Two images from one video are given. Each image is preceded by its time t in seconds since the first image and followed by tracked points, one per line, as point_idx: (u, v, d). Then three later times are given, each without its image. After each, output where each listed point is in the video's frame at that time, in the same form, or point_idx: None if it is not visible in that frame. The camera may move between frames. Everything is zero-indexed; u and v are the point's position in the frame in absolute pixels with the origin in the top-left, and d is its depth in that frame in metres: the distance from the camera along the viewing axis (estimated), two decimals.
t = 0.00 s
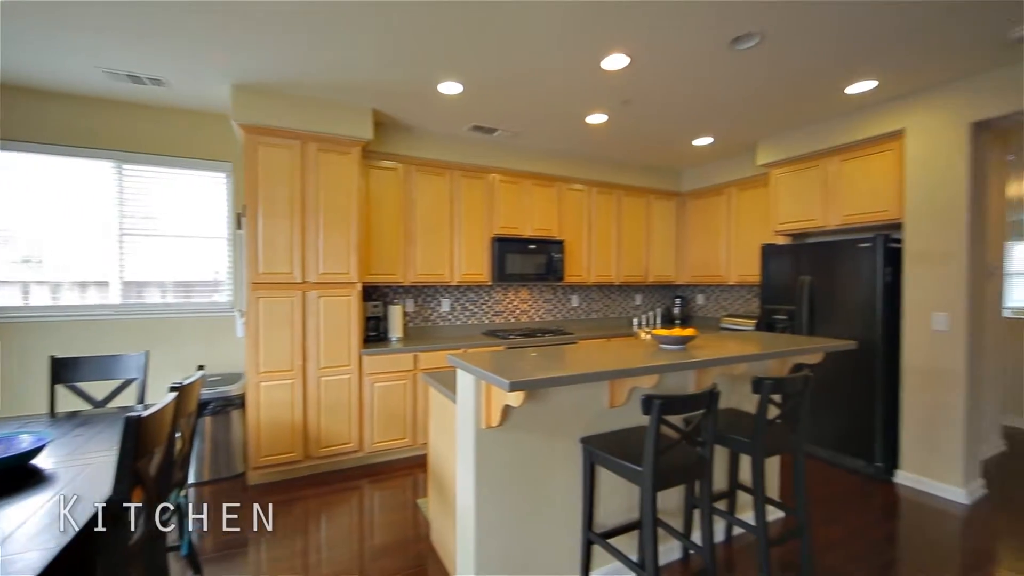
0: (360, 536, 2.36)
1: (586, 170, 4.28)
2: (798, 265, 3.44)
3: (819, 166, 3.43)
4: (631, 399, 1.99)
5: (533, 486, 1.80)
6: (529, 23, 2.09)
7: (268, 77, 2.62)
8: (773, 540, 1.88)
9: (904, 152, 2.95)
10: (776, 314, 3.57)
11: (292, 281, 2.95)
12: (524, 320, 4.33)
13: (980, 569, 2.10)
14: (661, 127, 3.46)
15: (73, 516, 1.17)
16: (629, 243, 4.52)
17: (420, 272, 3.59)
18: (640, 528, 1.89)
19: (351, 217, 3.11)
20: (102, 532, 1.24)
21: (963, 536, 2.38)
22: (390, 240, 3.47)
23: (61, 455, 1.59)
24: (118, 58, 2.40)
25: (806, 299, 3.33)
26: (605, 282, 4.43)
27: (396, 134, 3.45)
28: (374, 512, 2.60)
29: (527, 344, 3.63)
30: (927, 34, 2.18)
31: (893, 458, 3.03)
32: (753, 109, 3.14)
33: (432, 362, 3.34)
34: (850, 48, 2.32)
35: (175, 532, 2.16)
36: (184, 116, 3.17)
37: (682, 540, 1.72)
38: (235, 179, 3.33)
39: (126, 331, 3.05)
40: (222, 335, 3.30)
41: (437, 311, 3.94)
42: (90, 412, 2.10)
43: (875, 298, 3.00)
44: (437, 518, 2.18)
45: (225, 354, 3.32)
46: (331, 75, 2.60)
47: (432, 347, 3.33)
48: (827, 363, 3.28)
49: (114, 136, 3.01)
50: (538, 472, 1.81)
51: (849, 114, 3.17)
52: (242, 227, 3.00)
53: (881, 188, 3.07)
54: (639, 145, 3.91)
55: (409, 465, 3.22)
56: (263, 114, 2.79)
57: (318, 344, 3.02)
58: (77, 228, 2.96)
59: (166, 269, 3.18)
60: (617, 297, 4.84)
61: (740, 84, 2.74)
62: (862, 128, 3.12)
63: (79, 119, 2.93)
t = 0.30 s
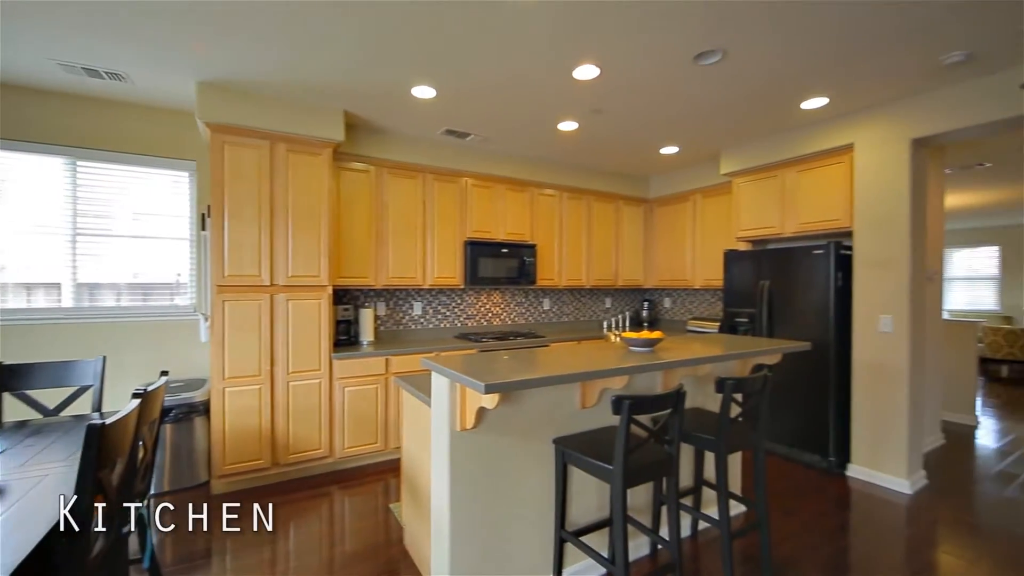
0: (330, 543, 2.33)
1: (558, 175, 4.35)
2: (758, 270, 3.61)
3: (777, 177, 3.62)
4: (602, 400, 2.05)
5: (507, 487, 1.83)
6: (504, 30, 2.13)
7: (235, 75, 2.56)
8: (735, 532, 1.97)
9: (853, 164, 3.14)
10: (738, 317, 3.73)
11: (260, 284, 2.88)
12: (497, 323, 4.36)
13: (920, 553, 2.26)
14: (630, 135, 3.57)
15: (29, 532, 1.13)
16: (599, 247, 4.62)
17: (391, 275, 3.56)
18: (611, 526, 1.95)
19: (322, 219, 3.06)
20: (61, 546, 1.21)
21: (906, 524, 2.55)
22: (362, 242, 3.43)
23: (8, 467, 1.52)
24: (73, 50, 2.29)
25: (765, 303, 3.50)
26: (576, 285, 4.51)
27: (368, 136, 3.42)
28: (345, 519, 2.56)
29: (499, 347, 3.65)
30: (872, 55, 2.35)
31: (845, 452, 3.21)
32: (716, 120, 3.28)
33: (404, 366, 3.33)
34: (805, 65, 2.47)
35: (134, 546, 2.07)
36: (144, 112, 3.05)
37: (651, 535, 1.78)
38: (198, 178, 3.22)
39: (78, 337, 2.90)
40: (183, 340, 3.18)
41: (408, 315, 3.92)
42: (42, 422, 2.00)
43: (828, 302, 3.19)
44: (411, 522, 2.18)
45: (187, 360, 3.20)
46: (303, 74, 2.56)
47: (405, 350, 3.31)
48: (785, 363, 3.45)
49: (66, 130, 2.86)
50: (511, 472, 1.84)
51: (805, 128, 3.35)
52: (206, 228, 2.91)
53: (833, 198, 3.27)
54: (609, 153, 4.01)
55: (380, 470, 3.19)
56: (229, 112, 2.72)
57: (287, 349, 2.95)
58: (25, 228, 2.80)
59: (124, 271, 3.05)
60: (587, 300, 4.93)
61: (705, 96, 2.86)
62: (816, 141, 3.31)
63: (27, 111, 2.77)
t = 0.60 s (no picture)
0: (314, 544, 2.33)
1: (542, 177, 4.40)
2: (736, 271, 3.72)
3: (753, 181, 3.73)
4: (585, 399, 2.11)
5: (493, 485, 1.87)
6: (490, 35, 2.17)
7: (219, 74, 2.54)
8: (713, 525, 2.04)
9: (825, 170, 3.27)
10: (716, 317, 3.84)
11: (243, 285, 2.85)
12: (481, 324, 4.39)
13: (887, 542, 2.38)
14: (613, 139, 3.64)
15: (15, 539, 1.13)
16: (582, 248, 4.69)
17: (376, 276, 3.56)
18: (595, 521, 2.00)
19: (306, 220, 3.05)
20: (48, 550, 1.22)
21: (876, 515, 2.67)
22: (346, 243, 3.42)
23: None
24: (49, 46, 2.24)
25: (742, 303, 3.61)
26: (560, 286, 4.57)
27: (352, 137, 3.41)
28: (329, 520, 2.56)
29: (484, 347, 3.68)
30: (842, 66, 2.46)
31: (818, 447, 3.34)
32: (696, 125, 3.37)
33: (390, 367, 3.34)
34: (780, 74, 2.56)
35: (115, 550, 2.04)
36: (121, 110, 2.99)
37: (634, 530, 1.83)
38: (178, 177, 3.17)
39: (51, 338, 2.82)
40: (163, 341, 3.13)
41: (393, 316, 3.92)
42: (19, 426, 1.96)
43: (801, 302, 3.31)
44: (397, 521, 2.20)
45: (166, 362, 3.14)
46: (288, 75, 2.56)
47: (390, 351, 3.32)
48: (761, 361, 3.57)
49: (40, 128, 2.78)
50: (498, 470, 1.88)
51: (780, 134, 3.47)
52: (187, 228, 2.87)
53: (806, 202, 3.39)
54: (591, 156, 4.08)
55: (365, 471, 3.18)
56: (212, 112, 2.69)
57: (270, 350, 2.93)
58: None
59: (100, 272, 2.98)
60: (570, 301, 5.00)
61: (685, 102, 2.95)
62: (790, 147, 3.44)
63: None
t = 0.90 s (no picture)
0: (309, 544, 2.34)
1: (536, 177, 4.43)
2: (726, 271, 3.78)
3: (743, 182, 3.80)
4: (580, 397, 2.14)
5: (490, 482, 1.90)
6: (488, 36, 2.20)
7: (214, 74, 2.53)
8: (705, 520, 2.09)
9: (814, 172, 3.34)
10: (707, 316, 3.91)
11: (238, 285, 2.85)
12: (475, 323, 4.41)
13: (871, 535, 2.45)
14: (606, 140, 3.68)
15: (18, 540, 1.14)
16: (575, 247, 4.73)
17: (370, 275, 3.57)
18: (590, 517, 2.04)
19: (300, 220, 3.05)
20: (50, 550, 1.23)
21: (861, 509, 2.75)
22: (340, 242, 3.42)
23: None
24: (42, 45, 2.22)
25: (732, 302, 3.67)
26: (553, 285, 4.61)
27: (347, 137, 3.41)
28: (325, 519, 2.58)
29: (478, 346, 3.71)
30: (831, 71, 2.52)
31: (806, 443, 3.42)
32: (688, 127, 3.41)
33: (385, 366, 3.35)
34: (771, 77, 2.61)
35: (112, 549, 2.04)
36: (113, 108, 2.95)
37: (628, 525, 1.88)
38: (171, 176, 3.14)
39: (42, 338, 2.80)
40: (157, 341, 3.11)
41: (387, 315, 3.92)
42: (16, 427, 1.95)
43: (790, 301, 3.38)
44: (394, 519, 2.22)
45: (159, 362, 3.12)
46: (284, 75, 2.55)
47: (385, 350, 3.33)
48: (751, 359, 3.63)
49: (30, 126, 2.75)
50: (494, 468, 1.91)
51: (769, 137, 3.53)
52: (181, 227, 2.86)
53: (795, 204, 3.46)
54: (585, 156, 4.11)
55: (360, 470, 3.20)
56: (206, 112, 2.67)
57: (265, 349, 2.93)
58: None
59: (92, 271, 2.96)
60: (563, 300, 5.04)
61: (677, 104, 2.99)
62: (779, 149, 3.50)
63: None
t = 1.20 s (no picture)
0: (308, 544, 2.34)
1: (533, 178, 4.45)
2: (720, 272, 3.83)
3: (738, 184, 3.85)
4: (579, 398, 2.17)
5: (490, 482, 1.92)
6: (487, 39, 2.21)
7: (211, 73, 2.51)
8: (701, 518, 2.13)
9: (806, 175, 3.40)
10: (702, 316, 3.96)
11: (235, 285, 2.84)
12: (471, 322, 4.43)
13: (861, 531, 2.51)
14: (603, 141, 3.70)
15: (21, 546, 1.13)
16: (571, 248, 4.76)
17: (368, 275, 3.57)
18: (588, 516, 2.07)
19: (298, 220, 3.04)
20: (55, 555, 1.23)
21: (851, 506, 2.80)
22: (337, 242, 3.42)
23: None
24: (37, 43, 2.19)
25: (726, 303, 3.72)
26: (549, 285, 4.64)
27: (344, 137, 3.40)
28: (323, 519, 2.58)
29: (475, 346, 3.73)
30: (824, 77, 2.56)
31: (798, 441, 3.48)
32: (684, 129, 3.45)
33: (382, 366, 3.35)
34: (767, 82, 2.65)
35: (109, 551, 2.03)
36: (108, 106, 2.92)
37: (625, 523, 1.91)
38: (167, 176, 3.12)
39: (36, 338, 2.77)
40: (153, 341, 3.09)
41: (384, 315, 3.93)
42: (10, 430, 1.93)
43: (783, 303, 3.44)
44: (395, 519, 2.24)
45: (154, 362, 3.09)
46: (282, 74, 2.55)
47: (382, 351, 3.33)
48: (744, 359, 3.69)
49: (24, 124, 2.71)
50: (495, 468, 1.93)
51: (763, 140, 3.58)
52: (178, 227, 2.84)
53: (788, 206, 3.52)
54: (581, 157, 4.14)
55: (358, 470, 3.20)
56: (204, 111, 2.66)
57: (263, 350, 2.92)
58: None
59: (87, 270, 2.94)
60: (559, 299, 5.07)
61: (674, 107, 3.03)
62: (772, 153, 3.56)
63: None
